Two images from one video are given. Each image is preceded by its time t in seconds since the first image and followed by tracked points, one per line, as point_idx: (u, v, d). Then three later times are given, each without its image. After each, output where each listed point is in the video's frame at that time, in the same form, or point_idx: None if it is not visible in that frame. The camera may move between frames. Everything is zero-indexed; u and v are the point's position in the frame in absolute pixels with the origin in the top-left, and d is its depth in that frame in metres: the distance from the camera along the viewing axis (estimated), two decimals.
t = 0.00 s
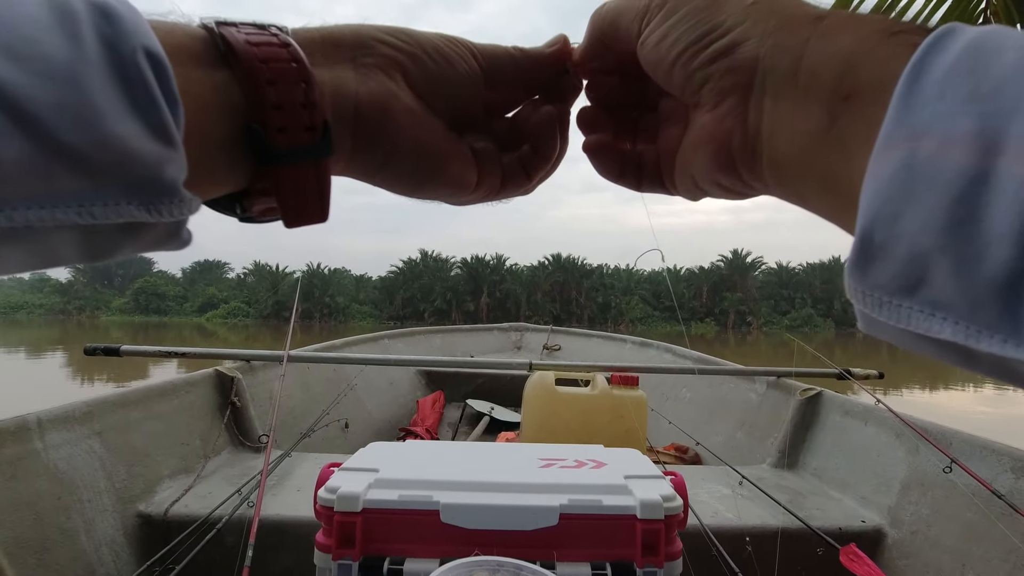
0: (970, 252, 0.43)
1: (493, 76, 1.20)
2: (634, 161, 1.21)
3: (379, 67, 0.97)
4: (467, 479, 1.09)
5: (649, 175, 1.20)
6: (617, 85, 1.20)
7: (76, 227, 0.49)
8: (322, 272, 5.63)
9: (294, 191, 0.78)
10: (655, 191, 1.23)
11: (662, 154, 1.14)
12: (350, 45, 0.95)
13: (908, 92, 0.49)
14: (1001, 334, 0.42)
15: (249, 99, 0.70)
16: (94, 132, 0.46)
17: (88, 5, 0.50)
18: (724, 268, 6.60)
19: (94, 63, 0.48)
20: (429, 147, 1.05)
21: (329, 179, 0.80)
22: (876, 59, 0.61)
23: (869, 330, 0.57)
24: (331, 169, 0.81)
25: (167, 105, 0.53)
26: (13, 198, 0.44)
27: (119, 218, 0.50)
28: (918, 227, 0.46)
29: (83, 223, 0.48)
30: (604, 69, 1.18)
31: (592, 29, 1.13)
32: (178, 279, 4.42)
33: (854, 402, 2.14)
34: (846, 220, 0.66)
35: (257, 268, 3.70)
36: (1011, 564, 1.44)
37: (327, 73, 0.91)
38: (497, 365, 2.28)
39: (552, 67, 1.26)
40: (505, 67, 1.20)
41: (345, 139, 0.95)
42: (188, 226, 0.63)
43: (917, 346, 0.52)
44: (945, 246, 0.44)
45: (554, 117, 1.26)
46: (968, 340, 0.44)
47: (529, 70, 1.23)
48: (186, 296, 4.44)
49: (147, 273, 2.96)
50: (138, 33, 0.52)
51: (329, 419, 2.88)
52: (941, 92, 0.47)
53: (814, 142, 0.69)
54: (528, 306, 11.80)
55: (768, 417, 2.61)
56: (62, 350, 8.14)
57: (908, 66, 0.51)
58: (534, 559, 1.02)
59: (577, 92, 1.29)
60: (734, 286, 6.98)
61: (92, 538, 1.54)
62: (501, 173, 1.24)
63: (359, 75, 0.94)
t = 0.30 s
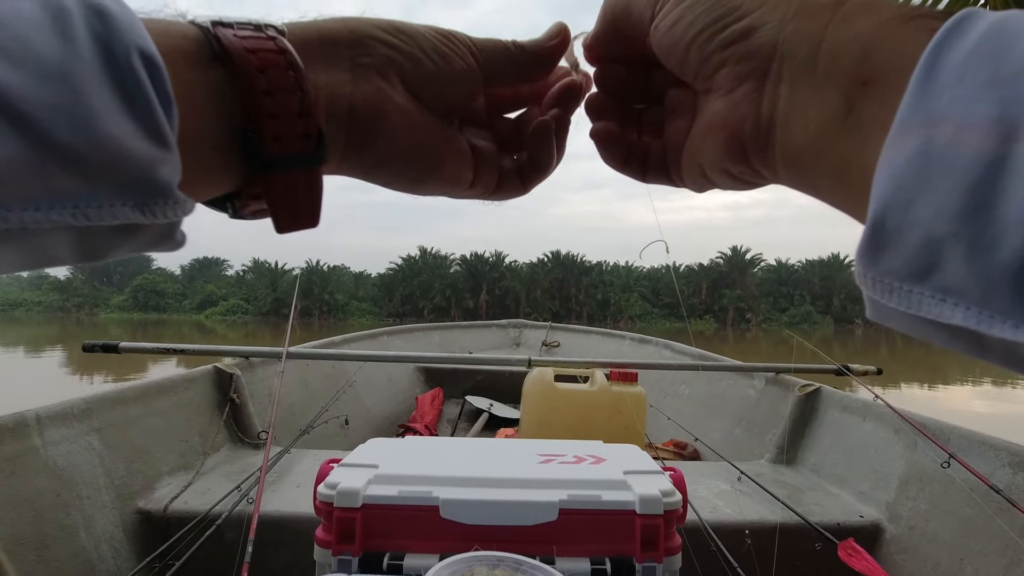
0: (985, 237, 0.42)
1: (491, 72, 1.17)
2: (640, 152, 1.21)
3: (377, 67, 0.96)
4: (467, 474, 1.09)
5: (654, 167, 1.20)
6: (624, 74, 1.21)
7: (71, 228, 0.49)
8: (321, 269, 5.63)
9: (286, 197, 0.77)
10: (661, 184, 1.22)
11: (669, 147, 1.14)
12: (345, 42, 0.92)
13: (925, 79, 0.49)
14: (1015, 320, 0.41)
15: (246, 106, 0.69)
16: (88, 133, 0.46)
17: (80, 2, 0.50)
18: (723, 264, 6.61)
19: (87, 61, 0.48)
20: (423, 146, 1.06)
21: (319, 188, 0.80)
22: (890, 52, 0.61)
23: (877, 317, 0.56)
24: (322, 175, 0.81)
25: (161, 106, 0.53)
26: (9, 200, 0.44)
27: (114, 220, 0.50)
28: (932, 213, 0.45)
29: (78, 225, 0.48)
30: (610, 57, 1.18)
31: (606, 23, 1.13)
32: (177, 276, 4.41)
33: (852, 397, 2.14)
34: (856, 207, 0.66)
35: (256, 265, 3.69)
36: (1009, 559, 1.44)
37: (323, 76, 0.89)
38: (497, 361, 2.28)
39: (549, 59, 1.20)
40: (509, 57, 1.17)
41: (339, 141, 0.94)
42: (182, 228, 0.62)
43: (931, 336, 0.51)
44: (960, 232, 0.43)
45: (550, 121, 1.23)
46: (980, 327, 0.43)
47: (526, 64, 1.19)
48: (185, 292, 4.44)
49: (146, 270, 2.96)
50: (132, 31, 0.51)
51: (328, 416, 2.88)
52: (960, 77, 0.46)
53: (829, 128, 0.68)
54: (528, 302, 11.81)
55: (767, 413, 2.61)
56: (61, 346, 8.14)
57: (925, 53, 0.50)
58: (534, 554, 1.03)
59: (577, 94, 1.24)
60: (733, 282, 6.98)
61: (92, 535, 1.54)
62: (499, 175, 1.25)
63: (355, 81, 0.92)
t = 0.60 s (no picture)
0: (985, 236, 0.42)
1: (495, 60, 1.15)
2: (642, 147, 1.22)
3: (379, 58, 0.95)
4: (467, 470, 1.09)
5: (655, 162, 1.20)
6: (628, 68, 1.20)
7: (72, 223, 0.49)
8: (321, 266, 5.63)
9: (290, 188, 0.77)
10: (663, 180, 1.22)
11: (671, 143, 1.14)
12: (347, 35, 0.92)
13: (925, 76, 0.48)
14: (1015, 321, 0.41)
15: (246, 96, 0.69)
16: (91, 127, 0.46)
17: None
18: (723, 261, 6.60)
19: (90, 56, 0.47)
20: (427, 141, 1.04)
21: (325, 179, 0.79)
22: (890, 46, 0.61)
23: (877, 316, 0.55)
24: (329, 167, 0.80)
25: (165, 101, 0.53)
26: (12, 194, 0.44)
27: (116, 214, 0.50)
28: (932, 211, 0.45)
29: (79, 219, 0.48)
30: (613, 52, 1.18)
31: (608, 21, 1.13)
32: (177, 273, 4.41)
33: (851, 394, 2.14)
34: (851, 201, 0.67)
35: (255, 262, 3.69)
36: (1007, 555, 1.45)
37: (325, 66, 0.90)
38: (497, 358, 2.28)
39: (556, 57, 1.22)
40: (520, 45, 1.16)
41: (343, 137, 0.94)
42: (185, 222, 0.62)
43: (930, 335, 0.50)
44: (960, 230, 0.43)
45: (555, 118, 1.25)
46: (980, 327, 0.43)
47: (535, 53, 1.18)
48: (184, 289, 4.44)
49: (145, 267, 2.96)
50: (135, 26, 0.51)
51: (328, 412, 2.88)
52: (960, 74, 0.46)
53: (828, 125, 0.68)
54: (527, 299, 11.81)
55: (766, 410, 2.62)
56: (61, 344, 8.15)
57: (926, 49, 0.50)
58: (533, 550, 1.03)
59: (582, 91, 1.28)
60: (733, 279, 6.98)
61: (91, 531, 1.54)
62: (507, 171, 1.24)
63: (359, 74, 0.92)
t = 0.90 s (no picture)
0: (985, 249, 0.41)
1: (498, 59, 1.13)
2: (639, 149, 1.21)
3: (382, 62, 0.95)
4: (468, 472, 1.09)
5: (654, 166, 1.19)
6: (630, 71, 1.19)
7: (75, 227, 0.49)
8: (323, 266, 5.64)
9: (293, 190, 0.77)
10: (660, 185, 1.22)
11: (667, 147, 1.13)
12: (350, 40, 0.92)
13: (923, 83, 0.48)
14: (1016, 335, 0.40)
15: (249, 98, 0.68)
16: (94, 132, 0.46)
17: None
18: (725, 262, 6.60)
19: (94, 60, 0.47)
20: (430, 141, 1.04)
21: (329, 183, 0.79)
22: (888, 51, 0.61)
23: (875, 328, 0.55)
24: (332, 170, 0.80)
25: (168, 104, 0.53)
26: (17, 199, 0.44)
27: (119, 219, 0.50)
28: (932, 222, 0.44)
29: (82, 224, 0.48)
30: (615, 53, 1.18)
31: (608, 22, 1.13)
32: (179, 273, 4.42)
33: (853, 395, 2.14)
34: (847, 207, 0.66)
35: (257, 262, 3.70)
36: (1010, 557, 1.44)
37: (330, 70, 0.90)
38: (498, 359, 2.28)
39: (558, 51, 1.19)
40: (524, 42, 1.13)
41: (346, 137, 0.95)
42: (189, 227, 0.62)
43: (928, 349, 0.50)
44: (960, 242, 0.43)
45: (559, 114, 1.25)
46: (981, 342, 0.42)
47: (538, 53, 1.17)
48: (186, 288, 4.45)
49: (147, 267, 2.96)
50: (138, 29, 0.51)
51: (329, 413, 2.88)
52: (960, 82, 0.46)
53: (824, 130, 0.68)
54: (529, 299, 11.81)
55: (768, 411, 2.61)
56: (64, 344, 8.17)
57: (925, 56, 0.50)
58: (535, 552, 1.03)
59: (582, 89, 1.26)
60: (734, 279, 6.97)
61: (93, 531, 1.54)
62: (512, 171, 1.25)
63: (362, 74, 0.92)
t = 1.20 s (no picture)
0: (989, 258, 0.40)
1: (500, 58, 1.13)
2: (639, 152, 1.21)
3: (386, 60, 0.95)
4: (470, 474, 1.09)
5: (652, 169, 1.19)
6: (626, 74, 1.19)
7: (77, 228, 0.49)
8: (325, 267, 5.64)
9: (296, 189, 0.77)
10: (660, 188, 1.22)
11: (668, 149, 1.14)
12: (354, 39, 0.93)
13: (925, 91, 0.48)
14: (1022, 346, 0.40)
15: (251, 97, 0.69)
16: (94, 133, 0.46)
17: None
18: (727, 263, 6.60)
19: (96, 59, 0.47)
20: (434, 139, 1.03)
21: (332, 183, 0.79)
22: (889, 58, 0.61)
23: (879, 336, 0.54)
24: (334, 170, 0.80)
25: (169, 104, 0.53)
26: (18, 200, 0.44)
27: (121, 220, 0.49)
28: (935, 230, 0.44)
29: (84, 225, 0.48)
30: (609, 58, 1.17)
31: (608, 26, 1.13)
32: (181, 274, 4.43)
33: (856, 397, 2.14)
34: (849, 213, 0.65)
35: (259, 263, 3.71)
36: (1013, 560, 1.44)
37: (332, 68, 0.90)
38: (500, 360, 2.28)
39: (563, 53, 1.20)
40: (529, 42, 1.14)
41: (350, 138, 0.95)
42: (191, 228, 0.62)
43: (935, 358, 0.49)
44: (962, 251, 0.42)
45: (564, 114, 1.25)
46: (987, 351, 0.42)
47: (540, 50, 1.16)
48: (188, 289, 4.46)
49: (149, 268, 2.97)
50: (139, 28, 0.51)
51: (331, 414, 2.88)
52: (962, 89, 0.45)
53: (825, 138, 0.67)
54: (530, 300, 11.82)
55: (769, 412, 2.61)
56: (65, 344, 8.19)
57: (927, 63, 0.50)
58: (537, 554, 1.03)
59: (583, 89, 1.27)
60: (736, 280, 6.96)
61: (94, 533, 1.54)
62: (518, 172, 1.24)
63: (365, 71, 0.93)
